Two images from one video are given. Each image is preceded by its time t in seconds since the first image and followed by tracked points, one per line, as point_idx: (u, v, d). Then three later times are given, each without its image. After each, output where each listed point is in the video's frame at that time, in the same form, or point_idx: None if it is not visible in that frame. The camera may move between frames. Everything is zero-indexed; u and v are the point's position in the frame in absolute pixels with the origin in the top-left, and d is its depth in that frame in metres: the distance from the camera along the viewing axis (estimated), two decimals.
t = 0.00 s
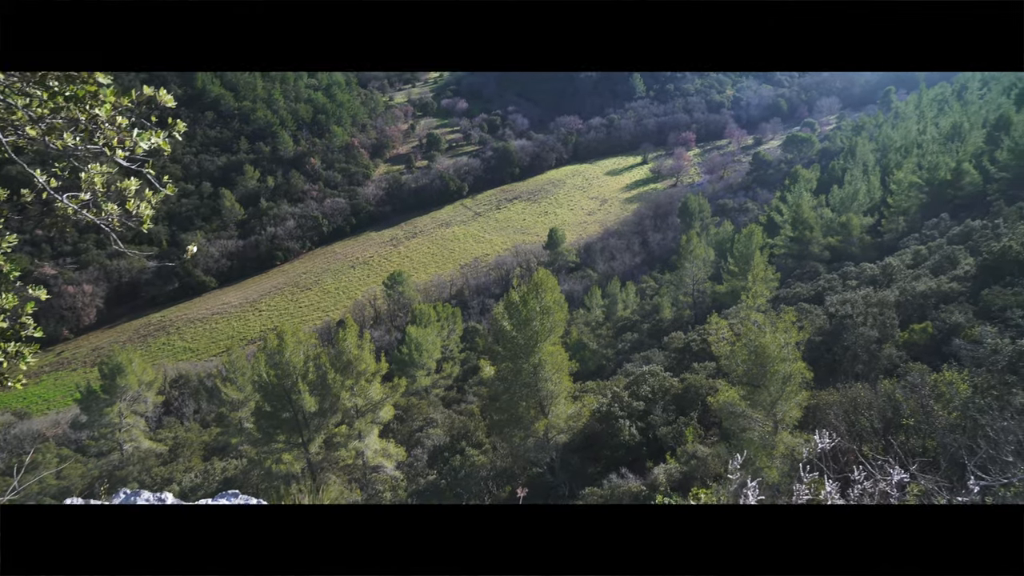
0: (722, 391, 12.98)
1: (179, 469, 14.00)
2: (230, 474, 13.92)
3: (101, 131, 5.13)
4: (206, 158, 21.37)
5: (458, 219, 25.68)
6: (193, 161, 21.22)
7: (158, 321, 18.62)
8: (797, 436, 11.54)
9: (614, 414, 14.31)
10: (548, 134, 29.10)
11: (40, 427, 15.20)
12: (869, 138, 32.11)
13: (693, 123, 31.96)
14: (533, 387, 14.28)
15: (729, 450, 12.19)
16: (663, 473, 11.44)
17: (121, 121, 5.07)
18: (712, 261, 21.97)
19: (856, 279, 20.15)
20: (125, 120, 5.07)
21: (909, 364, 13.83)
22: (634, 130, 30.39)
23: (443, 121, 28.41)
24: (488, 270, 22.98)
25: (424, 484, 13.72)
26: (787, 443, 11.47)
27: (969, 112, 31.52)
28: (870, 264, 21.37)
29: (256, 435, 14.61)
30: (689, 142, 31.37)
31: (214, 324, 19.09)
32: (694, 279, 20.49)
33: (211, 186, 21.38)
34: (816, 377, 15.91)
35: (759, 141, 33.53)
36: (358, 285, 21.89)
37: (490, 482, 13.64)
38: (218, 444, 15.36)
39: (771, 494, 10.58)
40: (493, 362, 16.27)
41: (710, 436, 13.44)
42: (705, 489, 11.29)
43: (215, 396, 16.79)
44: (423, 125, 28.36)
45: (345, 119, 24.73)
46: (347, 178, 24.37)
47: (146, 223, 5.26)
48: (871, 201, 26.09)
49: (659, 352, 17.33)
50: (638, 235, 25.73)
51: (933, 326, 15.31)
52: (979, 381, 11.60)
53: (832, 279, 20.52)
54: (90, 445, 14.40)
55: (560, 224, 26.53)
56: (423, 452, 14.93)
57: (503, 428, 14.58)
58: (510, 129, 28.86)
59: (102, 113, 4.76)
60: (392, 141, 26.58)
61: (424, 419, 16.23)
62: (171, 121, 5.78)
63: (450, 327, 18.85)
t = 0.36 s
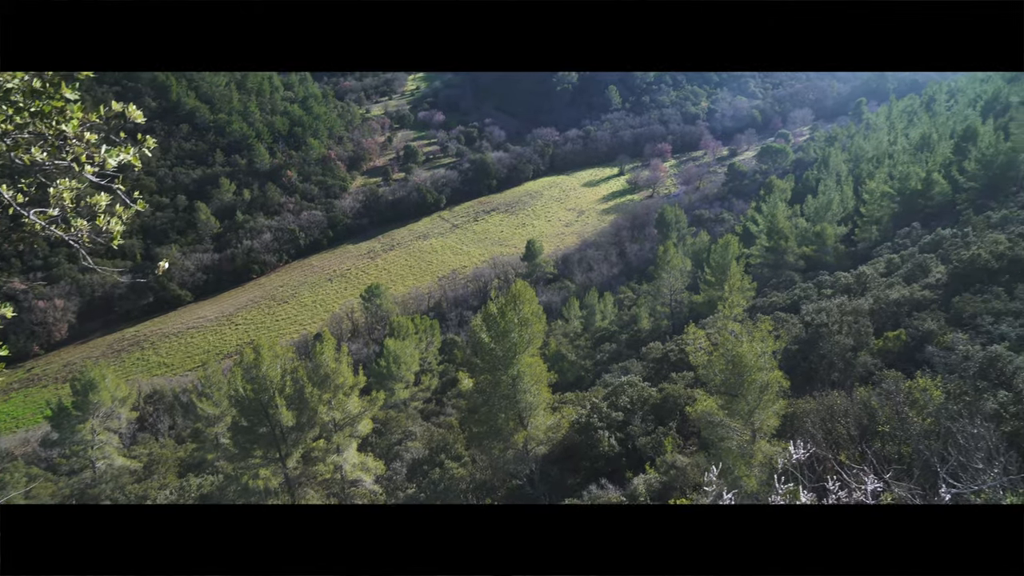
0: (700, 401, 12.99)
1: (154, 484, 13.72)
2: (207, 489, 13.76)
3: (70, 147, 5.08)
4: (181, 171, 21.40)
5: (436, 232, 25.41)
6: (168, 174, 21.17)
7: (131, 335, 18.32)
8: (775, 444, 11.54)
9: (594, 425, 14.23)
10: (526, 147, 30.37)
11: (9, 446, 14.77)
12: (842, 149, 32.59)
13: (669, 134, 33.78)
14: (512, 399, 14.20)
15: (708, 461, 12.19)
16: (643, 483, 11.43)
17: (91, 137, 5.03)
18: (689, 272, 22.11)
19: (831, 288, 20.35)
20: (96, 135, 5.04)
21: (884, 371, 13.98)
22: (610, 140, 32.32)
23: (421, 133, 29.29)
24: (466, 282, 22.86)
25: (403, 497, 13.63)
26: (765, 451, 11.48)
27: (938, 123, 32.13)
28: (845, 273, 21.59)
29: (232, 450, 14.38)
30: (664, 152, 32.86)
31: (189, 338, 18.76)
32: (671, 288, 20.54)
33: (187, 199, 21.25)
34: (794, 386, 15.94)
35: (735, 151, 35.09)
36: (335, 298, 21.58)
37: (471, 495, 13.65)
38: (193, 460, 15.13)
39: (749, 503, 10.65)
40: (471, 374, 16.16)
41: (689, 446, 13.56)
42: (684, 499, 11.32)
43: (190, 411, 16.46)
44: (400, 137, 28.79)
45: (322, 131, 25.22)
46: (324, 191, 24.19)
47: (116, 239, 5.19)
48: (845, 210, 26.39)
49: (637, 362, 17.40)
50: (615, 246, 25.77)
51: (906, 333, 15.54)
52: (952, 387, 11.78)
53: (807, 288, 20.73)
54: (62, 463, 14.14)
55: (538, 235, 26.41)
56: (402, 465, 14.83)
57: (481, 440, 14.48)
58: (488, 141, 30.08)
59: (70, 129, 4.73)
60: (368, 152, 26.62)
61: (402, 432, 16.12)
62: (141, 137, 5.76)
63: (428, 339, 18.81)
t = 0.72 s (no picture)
0: (680, 415, 13.01)
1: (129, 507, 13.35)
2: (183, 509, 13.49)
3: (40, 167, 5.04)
4: (157, 188, 21.17)
5: (414, 247, 25.34)
6: (143, 191, 21.00)
7: (106, 355, 17.95)
8: (755, 456, 11.59)
9: (574, 440, 14.17)
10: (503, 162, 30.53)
11: None
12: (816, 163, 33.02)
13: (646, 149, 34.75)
14: (492, 415, 14.20)
15: (689, 475, 12.19)
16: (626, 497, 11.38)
17: (63, 156, 5.00)
18: (668, 285, 22.19)
19: (808, 300, 20.52)
20: (67, 155, 5.01)
21: (860, 381, 14.12)
22: (587, 156, 32.98)
23: (399, 149, 29.30)
24: (445, 298, 22.72)
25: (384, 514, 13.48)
26: (745, 463, 11.48)
27: (908, 137, 32.80)
28: (821, 285, 21.79)
29: (209, 470, 14.48)
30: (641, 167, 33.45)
31: (166, 357, 18.50)
32: (650, 302, 20.54)
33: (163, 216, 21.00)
34: (771, 397, 15.92)
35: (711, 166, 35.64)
36: (314, 315, 21.37)
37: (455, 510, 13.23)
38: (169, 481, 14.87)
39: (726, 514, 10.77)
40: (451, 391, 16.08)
41: (669, 459, 13.56)
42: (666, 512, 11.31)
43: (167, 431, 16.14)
44: (378, 152, 28.87)
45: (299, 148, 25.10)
46: (301, 208, 24.00)
47: (87, 259, 5.12)
48: (820, 223, 26.66)
49: (617, 376, 17.43)
50: (594, 260, 25.79)
51: (882, 344, 15.73)
52: (927, 397, 11.95)
53: (785, 300, 20.88)
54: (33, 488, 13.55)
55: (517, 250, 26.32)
56: (381, 483, 14.71)
57: (462, 457, 14.46)
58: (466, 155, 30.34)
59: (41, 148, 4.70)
60: (346, 169, 26.53)
61: (382, 449, 16.00)
62: (112, 159, 5.73)
63: (407, 356, 18.69)
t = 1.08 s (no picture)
0: (657, 428, 12.99)
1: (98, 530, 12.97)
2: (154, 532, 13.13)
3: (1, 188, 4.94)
4: (128, 205, 20.93)
5: (391, 263, 25.12)
6: (114, 208, 20.73)
7: (75, 376, 17.49)
8: (731, 469, 11.76)
9: (552, 454, 14.12)
10: (477, 178, 30.85)
11: None
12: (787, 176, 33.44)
13: (620, 163, 35.06)
14: (469, 431, 14.20)
15: (666, 488, 12.13)
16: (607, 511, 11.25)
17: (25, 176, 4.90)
18: (643, 298, 22.25)
19: (782, 311, 20.70)
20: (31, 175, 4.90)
21: (833, 393, 14.23)
22: (561, 171, 33.20)
23: (373, 165, 29.19)
24: (420, 314, 22.54)
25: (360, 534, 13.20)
26: (722, 476, 11.67)
27: (875, 151, 33.43)
28: (794, 297, 21.97)
29: (182, 492, 14.13)
30: (616, 182, 33.14)
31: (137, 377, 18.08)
32: (626, 316, 20.75)
33: (134, 234, 20.80)
34: (747, 410, 15.95)
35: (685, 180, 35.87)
36: (289, 331, 21.01)
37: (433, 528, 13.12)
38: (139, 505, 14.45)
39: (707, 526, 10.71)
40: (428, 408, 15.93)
41: (647, 473, 13.51)
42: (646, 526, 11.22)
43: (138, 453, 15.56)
44: (353, 168, 28.81)
45: (273, 165, 25.03)
46: (275, 224, 23.83)
47: (51, 279, 5.00)
48: (793, 235, 26.94)
49: (593, 391, 17.42)
50: (569, 274, 25.79)
51: (855, 354, 15.89)
52: (899, 406, 12.10)
53: (759, 312, 21.03)
54: None
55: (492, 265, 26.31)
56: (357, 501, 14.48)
57: (439, 473, 14.35)
58: (440, 171, 30.39)
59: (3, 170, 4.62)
60: (320, 185, 26.30)
61: (358, 467, 15.81)
62: (76, 181, 5.65)
63: (383, 373, 18.55)
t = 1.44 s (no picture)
0: (632, 445, 12.98)
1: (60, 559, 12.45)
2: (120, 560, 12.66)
3: None
4: (96, 224, 20.68)
5: (364, 281, 24.85)
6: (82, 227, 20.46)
7: (39, 399, 16.97)
8: (707, 484, 11.87)
9: (528, 472, 14.14)
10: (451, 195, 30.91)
11: None
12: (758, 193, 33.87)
13: (593, 180, 35.53)
14: (444, 450, 14.07)
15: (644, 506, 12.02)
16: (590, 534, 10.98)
17: None
18: (617, 314, 22.34)
19: (754, 326, 20.90)
20: None
21: (807, 406, 14.33)
22: (534, 189, 33.43)
23: (346, 184, 29.12)
24: (395, 332, 22.28)
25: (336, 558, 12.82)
26: (698, 491, 11.74)
27: (843, 167, 34.03)
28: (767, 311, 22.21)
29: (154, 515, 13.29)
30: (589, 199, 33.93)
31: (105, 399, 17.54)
32: (600, 332, 20.69)
33: (103, 253, 20.55)
34: (722, 425, 16.02)
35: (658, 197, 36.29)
36: (262, 351, 20.56)
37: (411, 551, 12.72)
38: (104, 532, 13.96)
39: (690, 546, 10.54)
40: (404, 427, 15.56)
41: (624, 489, 13.37)
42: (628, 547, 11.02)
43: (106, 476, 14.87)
44: (326, 186, 28.57)
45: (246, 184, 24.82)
46: (248, 243, 23.65)
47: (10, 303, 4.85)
48: (764, 250, 27.23)
49: (569, 408, 17.38)
50: (544, 291, 25.78)
51: (827, 368, 16.04)
52: (870, 418, 12.25)
53: (732, 327, 21.19)
54: None
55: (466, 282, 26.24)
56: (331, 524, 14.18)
57: (414, 495, 14.02)
58: (414, 189, 30.44)
59: None
60: (293, 204, 26.19)
61: (333, 488, 15.54)
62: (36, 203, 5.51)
63: (357, 392, 18.27)
